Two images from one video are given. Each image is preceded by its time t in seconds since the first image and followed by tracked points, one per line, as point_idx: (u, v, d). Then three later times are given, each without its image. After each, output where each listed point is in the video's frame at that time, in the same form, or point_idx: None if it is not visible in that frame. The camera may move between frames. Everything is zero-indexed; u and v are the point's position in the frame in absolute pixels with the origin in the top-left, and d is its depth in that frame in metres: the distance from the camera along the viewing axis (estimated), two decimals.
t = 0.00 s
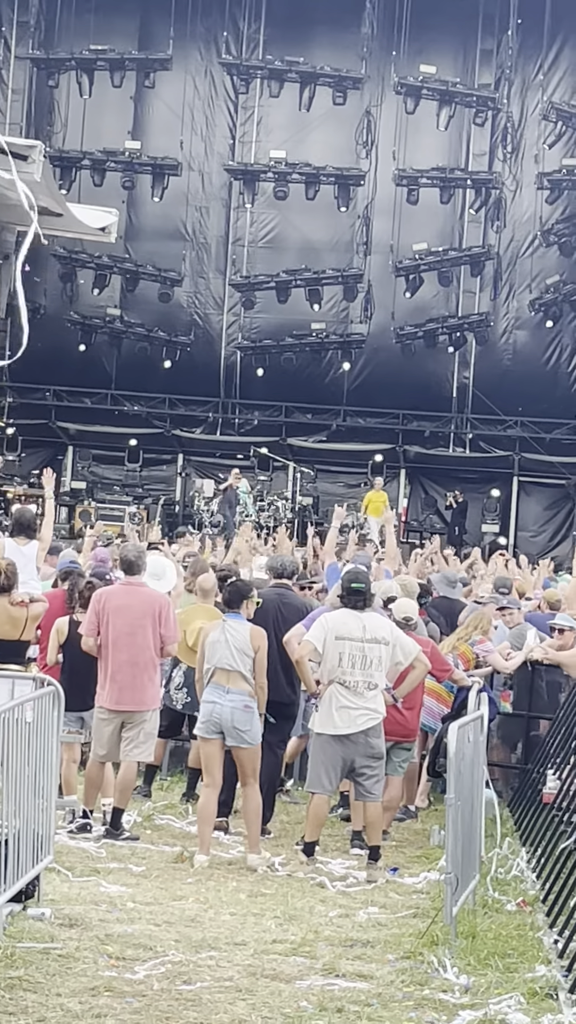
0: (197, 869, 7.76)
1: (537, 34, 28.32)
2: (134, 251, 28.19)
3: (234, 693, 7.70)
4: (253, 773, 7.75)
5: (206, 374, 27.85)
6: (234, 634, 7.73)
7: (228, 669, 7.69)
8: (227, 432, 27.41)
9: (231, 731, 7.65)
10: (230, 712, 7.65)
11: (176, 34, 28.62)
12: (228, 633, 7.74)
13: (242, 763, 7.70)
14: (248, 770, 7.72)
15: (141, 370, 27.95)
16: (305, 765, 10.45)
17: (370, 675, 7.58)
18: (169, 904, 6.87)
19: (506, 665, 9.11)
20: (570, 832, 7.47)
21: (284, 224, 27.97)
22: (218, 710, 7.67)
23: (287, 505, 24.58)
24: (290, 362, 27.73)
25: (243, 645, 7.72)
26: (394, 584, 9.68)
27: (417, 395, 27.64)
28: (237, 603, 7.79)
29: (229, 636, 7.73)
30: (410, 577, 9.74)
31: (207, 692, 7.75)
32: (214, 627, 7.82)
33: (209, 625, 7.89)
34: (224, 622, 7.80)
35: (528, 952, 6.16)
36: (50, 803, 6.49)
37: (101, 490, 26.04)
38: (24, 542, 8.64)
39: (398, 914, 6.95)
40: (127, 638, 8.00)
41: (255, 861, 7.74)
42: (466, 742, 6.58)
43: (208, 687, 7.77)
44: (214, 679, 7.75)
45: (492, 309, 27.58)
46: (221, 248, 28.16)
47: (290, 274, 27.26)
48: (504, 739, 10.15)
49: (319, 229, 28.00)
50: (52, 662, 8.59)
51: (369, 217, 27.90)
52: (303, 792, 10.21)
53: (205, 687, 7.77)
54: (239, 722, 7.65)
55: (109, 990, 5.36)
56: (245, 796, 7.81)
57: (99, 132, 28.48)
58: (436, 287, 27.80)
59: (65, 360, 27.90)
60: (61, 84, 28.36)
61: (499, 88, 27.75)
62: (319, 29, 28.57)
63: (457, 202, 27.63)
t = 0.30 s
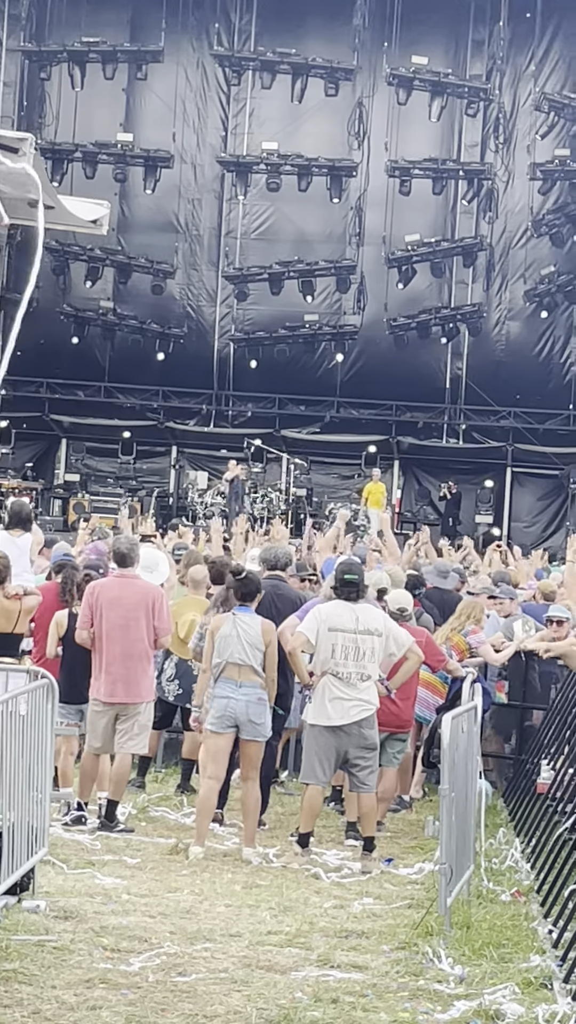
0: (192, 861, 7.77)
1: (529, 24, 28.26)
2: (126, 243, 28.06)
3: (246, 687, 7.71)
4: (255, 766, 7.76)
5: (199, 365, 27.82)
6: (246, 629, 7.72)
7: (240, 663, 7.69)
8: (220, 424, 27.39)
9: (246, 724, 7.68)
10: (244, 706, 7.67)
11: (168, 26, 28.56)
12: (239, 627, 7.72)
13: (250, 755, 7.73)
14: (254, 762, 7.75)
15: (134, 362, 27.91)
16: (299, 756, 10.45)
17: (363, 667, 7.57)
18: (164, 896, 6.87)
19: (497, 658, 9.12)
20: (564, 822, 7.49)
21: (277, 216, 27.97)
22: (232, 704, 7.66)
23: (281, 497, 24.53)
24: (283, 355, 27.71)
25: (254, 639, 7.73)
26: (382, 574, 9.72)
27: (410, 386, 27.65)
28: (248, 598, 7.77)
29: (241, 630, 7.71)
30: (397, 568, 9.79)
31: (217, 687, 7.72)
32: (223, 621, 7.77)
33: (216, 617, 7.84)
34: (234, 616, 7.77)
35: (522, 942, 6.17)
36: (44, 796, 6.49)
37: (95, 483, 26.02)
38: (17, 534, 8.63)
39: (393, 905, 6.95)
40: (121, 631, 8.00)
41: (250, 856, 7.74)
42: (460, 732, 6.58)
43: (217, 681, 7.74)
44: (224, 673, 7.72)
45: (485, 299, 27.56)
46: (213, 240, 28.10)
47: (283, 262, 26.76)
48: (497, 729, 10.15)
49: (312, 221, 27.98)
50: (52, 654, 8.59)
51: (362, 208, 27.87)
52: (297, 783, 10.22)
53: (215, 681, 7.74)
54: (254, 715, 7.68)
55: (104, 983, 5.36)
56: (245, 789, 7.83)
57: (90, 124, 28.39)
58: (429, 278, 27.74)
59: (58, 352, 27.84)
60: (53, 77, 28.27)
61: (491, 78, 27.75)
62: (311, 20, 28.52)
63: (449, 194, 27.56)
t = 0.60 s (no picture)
0: (187, 851, 7.77)
1: (520, 10, 28.18)
2: (117, 234, 28.03)
3: (257, 677, 7.73)
4: (257, 755, 7.80)
5: (191, 355, 27.79)
6: (262, 620, 7.75)
7: (255, 655, 7.72)
8: (213, 414, 27.39)
9: (258, 715, 7.72)
10: (258, 697, 7.69)
11: (158, 15, 28.46)
12: (255, 618, 7.73)
13: (255, 744, 7.78)
14: (257, 750, 7.79)
15: (126, 352, 27.86)
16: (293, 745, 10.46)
17: (356, 655, 7.57)
18: (159, 885, 6.87)
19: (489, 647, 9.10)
20: (559, 808, 7.50)
21: (268, 205, 27.87)
22: (245, 695, 7.66)
23: (274, 486, 24.56)
24: (275, 343, 27.66)
25: (267, 630, 7.76)
26: (368, 565, 9.74)
27: (402, 374, 27.64)
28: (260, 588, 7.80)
29: (258, 621, 7.74)
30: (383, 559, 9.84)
31: (227, 677, 7.71)
32: (235, 611, 7.74)
33: (225, 608, 7.78)
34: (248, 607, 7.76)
35: (517, 929, 6.18)
36: (39, 787, 6.48)
37: (87, 474, 26.01)
38: (11, 525, 8.61)
39: (388, 893, 6.96)
40: (114, 621, 7.99)
41: (245, 845, 7.75)
42: (454, 720, 6.57)
43: (227, 671, 7.73)
44: (236, 664, 7.71)
45: (476, 287, 27.53)
46: (205, 230, 28.03)
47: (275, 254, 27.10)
48: (491, 716, 10.14)
49: (303, 210, 27.94)
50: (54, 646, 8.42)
51: (353, 197, 27.82)
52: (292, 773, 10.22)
53: (223, 672, 7.72)
54: (266, 705, 7.73)
55: (100, 972, 5.37)
56: (242, 778, 7.82)
57: (81, 115, 28.30)
58: (421, 267, 27.74)
59: (50, 343, 27.77)
60: (43, 68, 28.18)
61: (481, 66, 27.72)
62: (300, 8, 28.41)
63: (440, 182, 27.50)
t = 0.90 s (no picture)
0: (181, 839, 7.75)
1: None
2: (106, 221, 27.93)
3: (256, 665, 7.73)
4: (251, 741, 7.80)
5: (183, 342, 27.74)
6: (264, 607, 7.73)
7: (256, 642, 7.71)
8: (204, 402, 27.39)
9: (256, 701, 7.72)
10: (257, 684, 7.70)
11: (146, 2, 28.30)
12: (257, 605, 7.71)
13: (250, 731, 7.78)
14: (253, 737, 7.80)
15: (117, 340, 27.80)
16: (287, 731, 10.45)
17: (349, 641, 7.57)
18: (154, 873, 6.87)
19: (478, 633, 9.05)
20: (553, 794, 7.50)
21: (258, 192, 27.76)
22: (246, 682, 7.67)
23: (266, 473, 24.60)
24: (266, 330, 27.60)
25: (268, 618, 7.76)
26: (358, 551, 9.51)
27: (392, 360, 27.62)
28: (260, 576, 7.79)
29: (262, 609, 7.73)
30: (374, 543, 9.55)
31: (227, 665, 7.68)
32: (237, 599, 7.70)
33: (228, 595, 7.73)
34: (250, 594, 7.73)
35: (512, 914, 6.18)
36: (33, 775, 6.47)
37: (79, 462, 25.99)
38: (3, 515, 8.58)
39: (383, 879, 6.97)
40: (107, 609, 7.97)
41: (240, 832, 7.76)
42: (447, 706, 6.57)
43: (227, 658, 7.69)
44: (236, 652, 7.70)
45: (467, 273, 27.49)
46: (195, 217, 27.93)
47: (265, 242, 27.11)
48: (485, 701, 10.20)
49: (293, 196, 27.85)
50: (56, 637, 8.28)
51: (343, 183, 27.76)
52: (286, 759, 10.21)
53: (224, 659, 7.68)
54: (263, 692, 7.74)
55: (96, 960, 5.36)
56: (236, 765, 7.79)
57: (70, 103, 28.17)
58: (412, 253, 27.66)
59: (41, 331, 27.70)
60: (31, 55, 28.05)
61: (470, 51, 27.63)
62: None
63: (430, 167, 27.40)
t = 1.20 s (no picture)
0: (173, 824, 7.75)
1: None
2: (94, 207, 27.81)
3: (247, 649, 7.72)
4: (242, 726, 7.79)
5: (171, 327, 27.67)
6: (255, 592, 7.72)
7: (247, 627, 7.69)
8: (193, 386, 27.37)
9: (247, 686, 7.72)
10: (248, 668, 7.69)
11: None
12: (249, 590, 7.70)
13: (241, 716, 7.76)
14: (244, 722, 7.79)
15: (106, 325, 27.72)
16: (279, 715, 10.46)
17: (338, 624, 7.57)
18: (146, 858, 6.87)
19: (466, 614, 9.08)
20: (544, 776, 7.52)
21: (246, 176, 27.63)
22: (236, 668, 7.66)
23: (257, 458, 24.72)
24: (255, 314, 27.57)
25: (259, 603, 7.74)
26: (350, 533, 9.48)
27: (381, 345, 27.59)
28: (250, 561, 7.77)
29: (254, 594, 7.72)
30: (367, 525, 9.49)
31: (219, 650, 7.66)
32: (229, 585, 7.69)
33: (219, 580, 7.71)
34: (242, 580, 7.71)
35: (504, 896, 6.19)
36: (24, 761, 6.46)
37: (69, 448, 25.98)
38: None
39: (375, 862, 6.98)
40: (98, 594, 7.96)
41: (231, 817, 7.76)
42: (438, 688, 6.55)
43: (218, 644, 7.67)
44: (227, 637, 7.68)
45: (456, 256, 27.35)
46: (183, 202, 27.80)
47: (253, 225, 27.09)
48: (477, 683, 10.19)
49: (280, 180, 27.73)
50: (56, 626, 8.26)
51: (331, 167, 27.61)
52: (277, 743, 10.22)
53: (215, 644, 7.66)
54: (255, 676, 7.73)
55: (88, 945, 5.36)
56: (226, 748, 7.77)
57: (57, 89, 28.03)
58: (400, 236, 27.55)
59: (30, 317, 27.62)
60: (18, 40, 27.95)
61: (457, 34, 27.47)
62: None
63: (418, 150, 27.28)
